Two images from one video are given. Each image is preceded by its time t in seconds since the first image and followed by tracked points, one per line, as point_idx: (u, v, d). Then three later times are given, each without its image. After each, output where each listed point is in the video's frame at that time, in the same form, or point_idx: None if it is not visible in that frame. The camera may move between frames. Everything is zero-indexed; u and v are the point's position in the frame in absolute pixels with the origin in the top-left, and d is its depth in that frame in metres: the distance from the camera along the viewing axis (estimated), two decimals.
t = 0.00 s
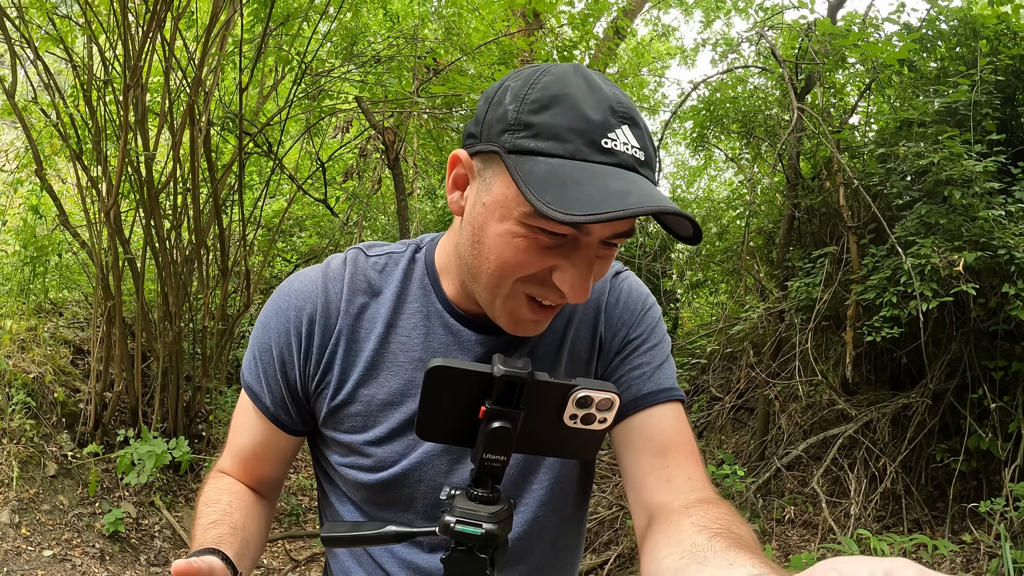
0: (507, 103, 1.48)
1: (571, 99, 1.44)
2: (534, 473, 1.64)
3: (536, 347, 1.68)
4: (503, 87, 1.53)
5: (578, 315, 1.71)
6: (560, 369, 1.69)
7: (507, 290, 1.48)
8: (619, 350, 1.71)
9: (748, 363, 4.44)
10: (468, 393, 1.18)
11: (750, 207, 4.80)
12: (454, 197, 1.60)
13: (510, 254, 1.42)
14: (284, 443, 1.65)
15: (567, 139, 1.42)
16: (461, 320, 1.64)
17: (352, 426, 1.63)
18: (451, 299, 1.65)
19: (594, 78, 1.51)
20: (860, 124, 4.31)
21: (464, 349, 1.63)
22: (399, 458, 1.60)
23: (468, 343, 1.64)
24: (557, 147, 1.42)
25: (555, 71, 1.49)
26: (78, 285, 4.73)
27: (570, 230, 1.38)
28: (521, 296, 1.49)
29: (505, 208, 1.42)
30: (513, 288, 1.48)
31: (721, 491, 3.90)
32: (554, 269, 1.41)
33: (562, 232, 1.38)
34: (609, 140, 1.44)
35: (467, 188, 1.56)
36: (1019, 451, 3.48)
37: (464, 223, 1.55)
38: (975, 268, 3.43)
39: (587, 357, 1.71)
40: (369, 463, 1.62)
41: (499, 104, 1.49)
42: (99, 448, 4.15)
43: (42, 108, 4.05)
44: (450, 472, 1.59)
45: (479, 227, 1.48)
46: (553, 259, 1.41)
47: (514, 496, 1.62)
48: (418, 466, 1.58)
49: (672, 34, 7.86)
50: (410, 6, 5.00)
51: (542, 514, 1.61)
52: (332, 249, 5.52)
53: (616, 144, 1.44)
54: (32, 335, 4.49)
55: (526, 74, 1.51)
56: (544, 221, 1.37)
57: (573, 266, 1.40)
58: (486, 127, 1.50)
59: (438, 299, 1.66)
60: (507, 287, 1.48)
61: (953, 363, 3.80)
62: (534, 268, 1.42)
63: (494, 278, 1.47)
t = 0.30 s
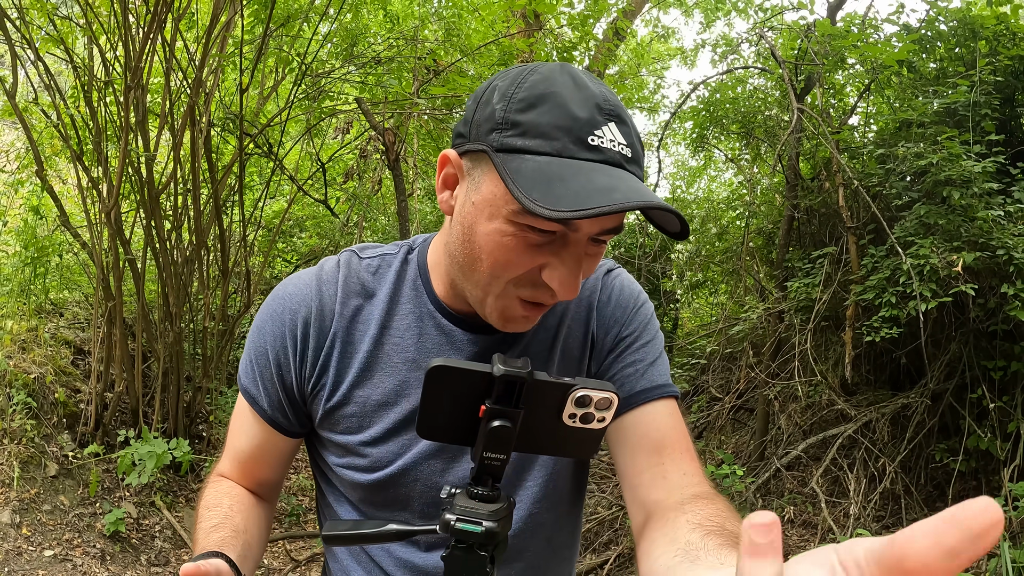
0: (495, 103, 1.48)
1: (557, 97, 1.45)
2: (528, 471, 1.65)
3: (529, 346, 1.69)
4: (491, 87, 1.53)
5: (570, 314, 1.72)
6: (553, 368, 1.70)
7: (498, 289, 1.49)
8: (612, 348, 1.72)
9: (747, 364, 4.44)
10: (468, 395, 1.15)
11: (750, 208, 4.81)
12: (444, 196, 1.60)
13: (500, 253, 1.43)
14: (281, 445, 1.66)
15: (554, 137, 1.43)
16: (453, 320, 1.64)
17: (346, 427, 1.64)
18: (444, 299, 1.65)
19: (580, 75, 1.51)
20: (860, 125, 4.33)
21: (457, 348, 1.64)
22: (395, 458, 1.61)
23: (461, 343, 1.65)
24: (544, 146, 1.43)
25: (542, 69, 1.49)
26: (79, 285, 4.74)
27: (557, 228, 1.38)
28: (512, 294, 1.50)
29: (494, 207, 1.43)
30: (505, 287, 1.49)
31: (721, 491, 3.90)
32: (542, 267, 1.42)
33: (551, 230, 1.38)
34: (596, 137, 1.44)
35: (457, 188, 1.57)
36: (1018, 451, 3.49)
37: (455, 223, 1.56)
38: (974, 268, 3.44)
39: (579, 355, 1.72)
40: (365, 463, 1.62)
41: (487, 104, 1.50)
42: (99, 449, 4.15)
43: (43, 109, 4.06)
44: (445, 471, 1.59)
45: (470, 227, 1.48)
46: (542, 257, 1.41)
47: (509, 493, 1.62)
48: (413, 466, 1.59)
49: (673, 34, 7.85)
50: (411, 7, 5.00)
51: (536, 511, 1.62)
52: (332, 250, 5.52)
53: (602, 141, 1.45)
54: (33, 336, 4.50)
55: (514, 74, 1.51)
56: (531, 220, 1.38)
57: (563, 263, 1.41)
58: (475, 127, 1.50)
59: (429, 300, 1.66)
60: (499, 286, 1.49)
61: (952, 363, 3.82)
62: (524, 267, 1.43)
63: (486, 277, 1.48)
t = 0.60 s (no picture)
0: (466, 81, 1.54)
1: (522, 63, 1.51)
2: (523, 470, 1.66)
3: (522, 344, 1.70)
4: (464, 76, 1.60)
5: (564, 313, 1.73)
6: (547, 367, 1.70)
7: (476, 253, 1.47)
8: (606, 347, 1.73)
9: (747, 364, 4.44)
10: (468, 393, 1.13)
11: (750, 209, 4.81)
12: (428, 180, 1.63)
13: (477, 210, 1.42)
14: (278, 446, 1.66)
15: (519, 92, 1.46)
16: (446, 320, 1.65)
17: (340, 424, 1.64)
18: (436, 299, 1.66)
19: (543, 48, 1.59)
20: (859, 125, 4.33)
21: (452, 349, 1.65)
22: (390, 459, 1.61)
23: (455, 344, 1.65)
24: (510, 100, 1.45)
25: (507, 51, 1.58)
26: (80, 286, 4.74)
27: (529, 172, 1.39)
28: (491, 258, 1.46)
29: (468, 164, 1.44)
30: (484, 251, 1.46)
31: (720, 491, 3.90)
32: (518, 218, 1.41)
33: (523, 177, 1.39)
34: (557, 88, 1.46)
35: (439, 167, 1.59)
36: (1017, 451, 3.50)
37: (437, 200, 1.57)
38: (973, 268, 3.44)
39: (573, 354, 1.73)
40: (359, 462, 1.63)
41: (459, 85, 1.55)
42: (100, 449, 4.16)
43: (44, 110, 4.07)
44: (440, 471, 1.60)
45: (448, 192, 1.49)
46: (518, 209, 1.41)
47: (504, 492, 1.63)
48: (409, 466, 1.59)
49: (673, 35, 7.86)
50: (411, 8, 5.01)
51: (531, 510, 1.62)
52: (332, 251, 5.52)
53: (565, 91, 1.46)
54: (33, 337, 4.50)
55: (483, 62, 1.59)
56: (503, 163, 1.39)
57: (538, 213, 1.41)
58: (450, 103, 1.55)
59: (422, 301, 1.67)
60: (480, 249, 1.46)
61: (951, 363, 3.83)
62: (500, 223, 1.42)
63: (466, 240, 1.46)
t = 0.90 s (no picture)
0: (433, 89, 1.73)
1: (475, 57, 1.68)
2: (522, 471, 1.66)
3: (520, 345, 1.70)
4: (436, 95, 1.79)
5: (562, 314, 1.74)
6: (546, 368, 1.70)
7: (443, 216, 1.60)
8: (605, 349, 1.73)
9: (748, 365, 4.45)
10: (470, 398, 1.12)
11: (751, 209, 4.79)
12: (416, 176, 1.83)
13: (440, 170, 1.60)
14: (276, 447, 1.66)
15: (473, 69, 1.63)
16: (442, 320, 1.66)
17: (334, 420, 1.62)
18: (430, 299, 1.68)
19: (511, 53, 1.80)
20: (860, 126, 4.33)
21: (450, 351, 1.65)
22: (387, 459, 1.60)
23: (452, 344, 1.66)
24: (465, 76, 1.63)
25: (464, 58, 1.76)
26: (80, 286, 4.74)
27: (482, 130, 1.58)
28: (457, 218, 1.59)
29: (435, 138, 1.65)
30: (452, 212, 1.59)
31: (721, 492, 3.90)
32: (474, 172, 1.57)
33: (478, 136, 1.59)
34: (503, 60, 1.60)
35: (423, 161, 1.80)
36: (1018, 453, 3.50)
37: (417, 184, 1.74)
38: (974, 270, 3.44)
39: (571, 355, 1.72)
40: (356, 462, 1.61)
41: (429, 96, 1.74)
42: (101, 450, 4.16)
43: (45, 111, 4.07)
44: (439, 472, 1.59)
45: (422, 175, 1.66)
46: (475, 164, 1.58)
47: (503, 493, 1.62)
48: (407, 466, 1.58)
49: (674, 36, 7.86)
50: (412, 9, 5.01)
51: (530, 512, 1.62)
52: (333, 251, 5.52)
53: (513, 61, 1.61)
54: (34, 337, 4.50)
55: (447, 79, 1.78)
56: (459, 126, 1.59)
57: (492, 165, 1.57)
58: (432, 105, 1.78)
59: (418, 302, 1.68)
60: (443, 209, 1.60)
61: (952, 364, 3.83)
62: (461, 180, 1.58)
63: (431, 202, 1.61)
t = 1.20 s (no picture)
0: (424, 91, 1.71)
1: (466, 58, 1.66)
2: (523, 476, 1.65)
3: (519, 351, 1.70)
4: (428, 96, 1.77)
5: (561, 320, 1.73)
6: (545, 375, 1.69)
7: (438, 219, 1.59)
8: (605, 355, 1.73)
9: (749, 367, 4.44)
10: (477, 409, 1.11)
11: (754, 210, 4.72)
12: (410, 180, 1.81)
13: (433, 175, 1.59)
14: (278, 456, 1.65)
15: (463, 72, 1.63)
16: (441, 328, 1.65)
17: (334, 428, 1.62)
18: (429, 306, 1.67)
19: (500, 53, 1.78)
20: (862, 127, 4.31)
21: (449, 358, 1.64)
22: (389, 467, 1.59)
23: (452, 352, 1.65)
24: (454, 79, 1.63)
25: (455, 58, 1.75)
26: (81, 287, 4.74)
27: (475, 132, 1.57)
28: (452, 221, 1.59)
29: (428, 142, 1.64)
30: (447, 215, 1.59)
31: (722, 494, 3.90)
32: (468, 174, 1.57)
33: (470, 138, 1.58)
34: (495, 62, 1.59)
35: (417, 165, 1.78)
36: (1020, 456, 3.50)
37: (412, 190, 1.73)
38: (977, 273, 3.44)
39: (571, 361, 1.71)
40: (357, 469, 1.61)
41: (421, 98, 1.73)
42: (102, 451, 4.15)
43: (46, 111, 4.06)
44: (441, 478, 1.59)
45: (416, 180, 1.65)
46: (468, 166, 1.57)
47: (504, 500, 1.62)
48: (409, 474, 1.58)
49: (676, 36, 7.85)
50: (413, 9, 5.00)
51: (531, 517, 1.62)
52: (335, 252, 5.51)
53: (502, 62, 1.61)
54: (35, 338, 4.49)
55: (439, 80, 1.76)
56: (451, 129, 1.58)
57: (486, 167, 1.56)
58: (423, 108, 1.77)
59: (416, 309, 1.67)
60: (439, 213, 1.59)
61: (954, 366, 3.83)
62: (454, 182, 1.57)
63: (427, 206, 1.60)
